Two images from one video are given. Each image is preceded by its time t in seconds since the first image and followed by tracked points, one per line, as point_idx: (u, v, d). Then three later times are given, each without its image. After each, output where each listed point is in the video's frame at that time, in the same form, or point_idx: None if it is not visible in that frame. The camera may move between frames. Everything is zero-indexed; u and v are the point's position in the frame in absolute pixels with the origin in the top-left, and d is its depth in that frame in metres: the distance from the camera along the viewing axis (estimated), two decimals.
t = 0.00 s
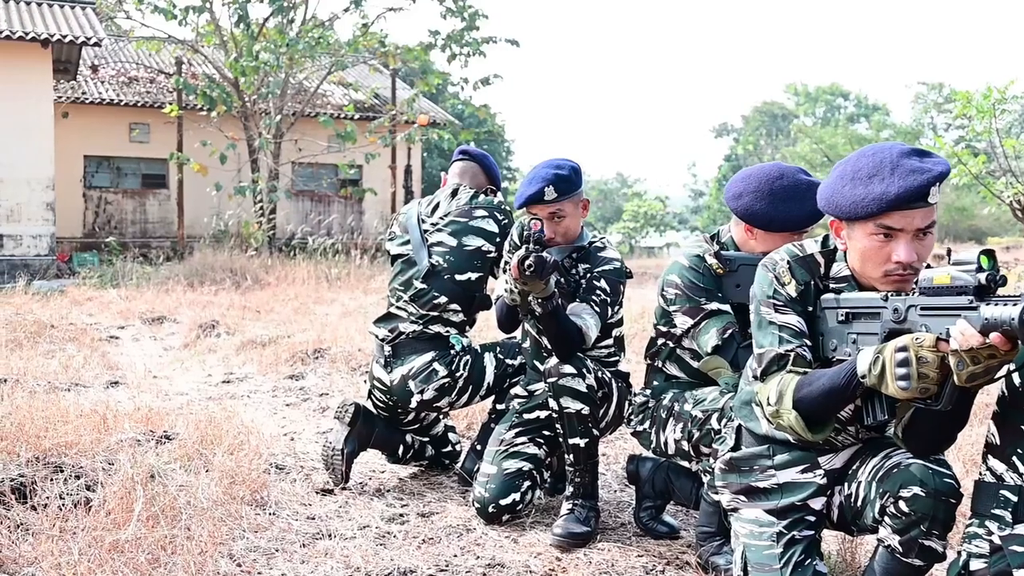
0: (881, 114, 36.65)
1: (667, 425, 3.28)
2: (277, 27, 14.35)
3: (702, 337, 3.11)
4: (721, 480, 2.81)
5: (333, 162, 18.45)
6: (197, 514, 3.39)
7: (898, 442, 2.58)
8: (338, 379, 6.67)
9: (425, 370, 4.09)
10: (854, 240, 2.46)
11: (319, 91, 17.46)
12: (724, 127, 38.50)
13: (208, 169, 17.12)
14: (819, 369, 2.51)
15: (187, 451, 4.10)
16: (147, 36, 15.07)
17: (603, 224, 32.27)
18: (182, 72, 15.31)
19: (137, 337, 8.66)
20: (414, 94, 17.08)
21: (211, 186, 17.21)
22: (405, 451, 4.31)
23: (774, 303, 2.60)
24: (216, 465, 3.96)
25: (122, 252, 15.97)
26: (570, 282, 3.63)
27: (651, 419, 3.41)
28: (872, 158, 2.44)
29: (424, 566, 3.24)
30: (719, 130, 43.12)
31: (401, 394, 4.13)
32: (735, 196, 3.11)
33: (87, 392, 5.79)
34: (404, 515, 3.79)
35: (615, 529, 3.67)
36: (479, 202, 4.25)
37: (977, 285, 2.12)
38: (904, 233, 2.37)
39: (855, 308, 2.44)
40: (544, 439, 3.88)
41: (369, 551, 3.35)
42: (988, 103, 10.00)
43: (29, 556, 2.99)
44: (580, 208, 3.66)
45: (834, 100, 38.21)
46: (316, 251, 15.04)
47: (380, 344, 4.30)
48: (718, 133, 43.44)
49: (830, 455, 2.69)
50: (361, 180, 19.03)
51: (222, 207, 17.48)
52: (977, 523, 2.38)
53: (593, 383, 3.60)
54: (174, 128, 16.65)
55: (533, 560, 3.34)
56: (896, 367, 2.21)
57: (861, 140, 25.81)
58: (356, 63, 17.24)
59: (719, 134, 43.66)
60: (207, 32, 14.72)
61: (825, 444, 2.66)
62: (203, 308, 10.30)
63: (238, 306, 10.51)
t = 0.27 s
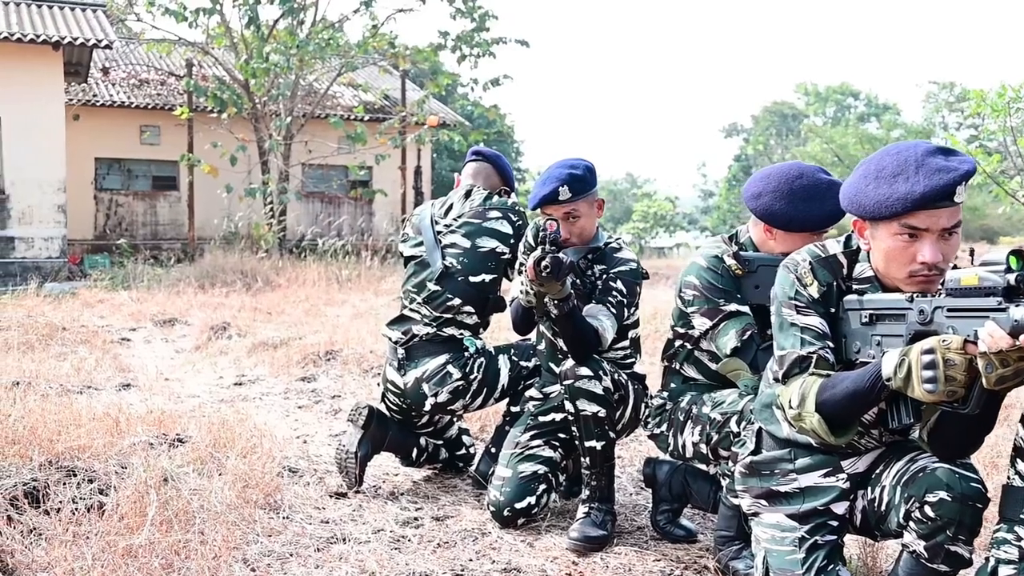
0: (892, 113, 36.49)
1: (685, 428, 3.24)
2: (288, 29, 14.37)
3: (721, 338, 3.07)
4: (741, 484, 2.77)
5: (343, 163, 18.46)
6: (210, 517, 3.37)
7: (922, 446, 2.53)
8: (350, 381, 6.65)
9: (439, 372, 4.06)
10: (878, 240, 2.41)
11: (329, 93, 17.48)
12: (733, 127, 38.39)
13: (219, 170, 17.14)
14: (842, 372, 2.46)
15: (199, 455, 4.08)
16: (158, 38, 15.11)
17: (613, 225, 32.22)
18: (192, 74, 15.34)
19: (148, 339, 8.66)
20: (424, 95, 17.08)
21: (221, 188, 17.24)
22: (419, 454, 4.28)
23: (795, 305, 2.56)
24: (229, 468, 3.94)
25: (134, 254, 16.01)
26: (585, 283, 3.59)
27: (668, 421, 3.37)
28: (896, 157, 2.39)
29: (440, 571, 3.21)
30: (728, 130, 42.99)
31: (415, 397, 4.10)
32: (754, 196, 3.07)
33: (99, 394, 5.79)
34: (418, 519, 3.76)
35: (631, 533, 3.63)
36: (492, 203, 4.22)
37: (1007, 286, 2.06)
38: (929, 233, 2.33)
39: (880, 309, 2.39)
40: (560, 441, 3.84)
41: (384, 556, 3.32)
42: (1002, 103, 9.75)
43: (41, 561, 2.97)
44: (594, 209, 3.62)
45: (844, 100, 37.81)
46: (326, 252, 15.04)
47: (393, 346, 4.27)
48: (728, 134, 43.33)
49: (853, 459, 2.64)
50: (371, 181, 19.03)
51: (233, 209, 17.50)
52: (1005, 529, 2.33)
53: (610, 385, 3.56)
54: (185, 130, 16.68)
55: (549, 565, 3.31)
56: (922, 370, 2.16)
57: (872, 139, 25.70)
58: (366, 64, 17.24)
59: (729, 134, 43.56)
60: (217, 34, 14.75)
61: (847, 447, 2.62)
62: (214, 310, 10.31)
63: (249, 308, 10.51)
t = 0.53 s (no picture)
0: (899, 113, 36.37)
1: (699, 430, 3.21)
2: (294, 29, 14.35)
3: (735, 339, 3.03)
4: (756, 486, 2.73)
5: (348, 163, 18.45)
6: (219, 519, 3.34)
7: (942, 448, 2.49)
8: (357, 382, 6.62)
9: (448, 373, 4.03)
10: (897, 239, 2.37)
11: (335, 93, 17.46)
12: (739, 127, 38.31)
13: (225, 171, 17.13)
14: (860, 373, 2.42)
15: (207, 456, 4.05)
16: (164, 39, 15.10)
17: (619, 225, 32.15)
18: (198, 74, 15.33)
19: (155, 339, 8.64)
20: (430, 95, 17.05)
21: (227, 188, 17.23)
22: (428, 455, 4.25)
23: (813, 304, 2.52)
24: (237, 469, 3.91)
25: (140, 254, 16.01)
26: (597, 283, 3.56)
27: (681, 423, 3.34)
28: (915, 155, 2.35)
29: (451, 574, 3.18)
30: (733, 130, 42.90)
31: (424, 398, 4.06)
32: (769, 195, 3.03)
33: (106, 395, 5.77)
34: (428, 521, 3.72)
35: (643, 535, 3.60)
36: (502, 202, 4.18)
37: None
38: (950, 232, 2.28)
39: (898, 309, 2.35)
40: (571, 443, 3.81)
41: (394, 558, 3.29)
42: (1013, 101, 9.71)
43: (49, 564, 2.94)
44: (606, 207, 3.58)
45: (850, 99, 37.66)
46: (332, 253, 15.02)
47: (402, 347, 4.23)
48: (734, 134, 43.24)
49: (871, 461, 2.60)
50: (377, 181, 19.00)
51: (238, 209, 17.49)
52: None
53: (622, 386, 3.53)
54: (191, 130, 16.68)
55: (561, 568, 3.27)
56: (942, 371, 2.11)
57: (879, 139, 25.60)
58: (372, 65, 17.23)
59: (735, 134, 43.47)
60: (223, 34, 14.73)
61: (865, 449, 2.58)
62: (220, 310, 10.29)
63: (255, 308, 10.49)
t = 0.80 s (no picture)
0: (899, 113, 36.34)
1: (709, 431, 3.17)
2: (295, 29, 14.31)
3: (746, 340, 3.00)
4: (768, 490, 2.69)
5: (349, 164, 18.42)
6: (224, 522, 3.31)
7: (958, 452, 2.45)
8: (360, 383, 6.58)
9: (454, 375, 4.00)
10: (914, 239, 2.34)
11: (336, 93, 17.42)
12: (740, 127, 38.29)
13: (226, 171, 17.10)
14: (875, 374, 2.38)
15: (211, 458, 4.02)
16: (165, 39, 15.06)
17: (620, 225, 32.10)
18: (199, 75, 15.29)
19: (156, 340, 8.61)
20: (431, 95, 17.02)
21: (229, 188, 17.20)
22: (434, 457, 4.22)
23: (827, 305, 2.48)
24: (241, 472, 3.88)
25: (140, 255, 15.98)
26: (605, 284, 3.53)
27: (691, 425, 3.30)
28: (932, 153, 2.32)
29: None
30: (734, 130, 42.86)
31: (429, 400, 4.03)
32: (780, 194, 2.99)
33: (108, 396, 5.74)
34: (434, 524, 3.69)
35: (652, 538, 3.57)
36: (508, 203, 4.15)
37: None
38: (967, 232, 2.25)
39: (914, 310, 2.31)
40: (578, 445, 3.78)
41: (400, 562, 3.26)
42: (1018, 101, 9.66)
43: (52, 568, 2.90)
44: (614, 207, 3.55)
45: (850, 99, 37.55)
46: (334, 253, 14.98)
47: (407, 349, 4.20)
48: (734, 134, 43.22)
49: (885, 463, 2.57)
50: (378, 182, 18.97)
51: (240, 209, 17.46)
52: None
53: (631, 387, 3.49)
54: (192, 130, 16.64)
55: (569, 572, 3.23)
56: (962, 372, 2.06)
57: (882, 139, 25.56)
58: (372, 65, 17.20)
59: (735, 134, 43.45)
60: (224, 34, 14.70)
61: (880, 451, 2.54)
62: (221, 311, 10.25)
63: (256, 308, 10.45)
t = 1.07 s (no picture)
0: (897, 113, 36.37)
1: (722, 436, 3.14)
2: (293, 36, 14.30)
3: (759, 343, 2.97)
4: (786, 495, 2.66)
5: (349, 171, 18.39)
6: (233, 534, 3.28)
7: (978, 455, 2.42)
8: (364, 391, 6.55)
9: (463, 382, 3.96)
10: (931, 240, 2.31)
11: (335, 100, 17.41)
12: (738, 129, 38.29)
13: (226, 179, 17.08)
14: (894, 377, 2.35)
15: (219, 469, 3.99)
16: (163, 48, 15.05)
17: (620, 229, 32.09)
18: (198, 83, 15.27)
19: (159, 350, 8.58)
20: (430, 101, 17.00)
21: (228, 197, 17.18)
22: (442, 465, 4.20)
23: (843, 308, 2.45)
24: (249, 482, 3.85)
25: (141, 264, 15.95)
26: (615, 288, 3.50)
27: (703, 430, 3.27)
28: (948, 153, 2.29)
29: None
30: (732, 133, 42.88)
31: (438, 408, 4.00)
32: (791, 196, 2.97)
33: (113, 407, 5.70)
34: (444, 533, 3.66)
35: (665, 544, 3.53)
36: (514, 208, 4.13)
37: None
38: (986, 232, 2.22)
39: (932, 312, 2.29)
40: (589, 451, 3.74)
41: (412, 572, 3.23)
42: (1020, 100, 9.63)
43: None
44: (623, 211, 3.53)
45: (847, 100, 37.55)
46: (334, 260, 14.95)
47: (415, 356, 4.17)
48: (732, 136, 43.25)
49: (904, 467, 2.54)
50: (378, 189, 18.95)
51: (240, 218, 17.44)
52: None
53: (642, 393, 3.47)
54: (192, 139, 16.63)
55: None
56: (983, 374, 2.03)
57: (880, 140, 25.56)
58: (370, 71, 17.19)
59: (732, 137, 43.48)
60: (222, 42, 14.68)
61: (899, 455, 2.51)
62: (224, 319, 10.22)
63: (258, 317, 10.42)
